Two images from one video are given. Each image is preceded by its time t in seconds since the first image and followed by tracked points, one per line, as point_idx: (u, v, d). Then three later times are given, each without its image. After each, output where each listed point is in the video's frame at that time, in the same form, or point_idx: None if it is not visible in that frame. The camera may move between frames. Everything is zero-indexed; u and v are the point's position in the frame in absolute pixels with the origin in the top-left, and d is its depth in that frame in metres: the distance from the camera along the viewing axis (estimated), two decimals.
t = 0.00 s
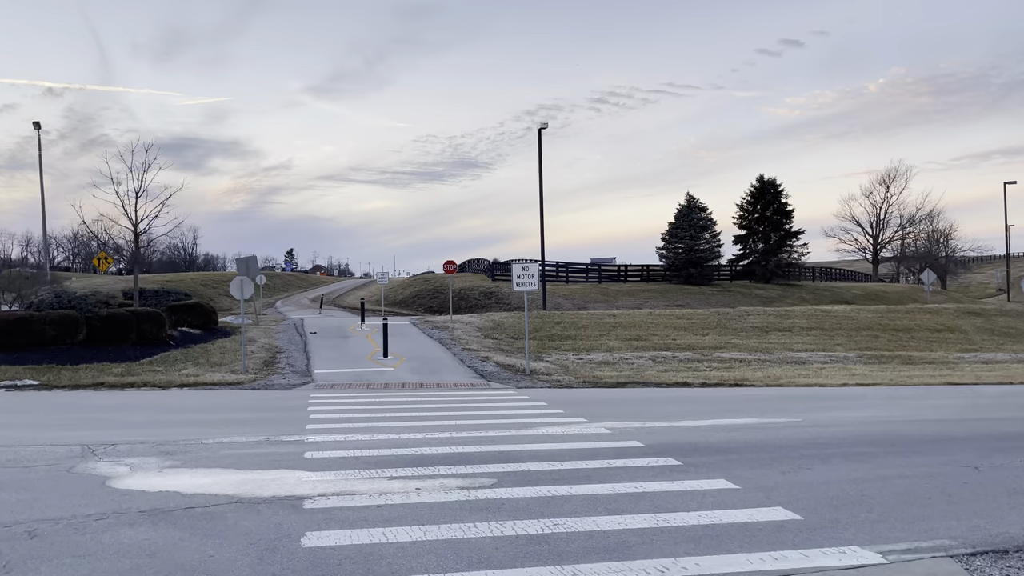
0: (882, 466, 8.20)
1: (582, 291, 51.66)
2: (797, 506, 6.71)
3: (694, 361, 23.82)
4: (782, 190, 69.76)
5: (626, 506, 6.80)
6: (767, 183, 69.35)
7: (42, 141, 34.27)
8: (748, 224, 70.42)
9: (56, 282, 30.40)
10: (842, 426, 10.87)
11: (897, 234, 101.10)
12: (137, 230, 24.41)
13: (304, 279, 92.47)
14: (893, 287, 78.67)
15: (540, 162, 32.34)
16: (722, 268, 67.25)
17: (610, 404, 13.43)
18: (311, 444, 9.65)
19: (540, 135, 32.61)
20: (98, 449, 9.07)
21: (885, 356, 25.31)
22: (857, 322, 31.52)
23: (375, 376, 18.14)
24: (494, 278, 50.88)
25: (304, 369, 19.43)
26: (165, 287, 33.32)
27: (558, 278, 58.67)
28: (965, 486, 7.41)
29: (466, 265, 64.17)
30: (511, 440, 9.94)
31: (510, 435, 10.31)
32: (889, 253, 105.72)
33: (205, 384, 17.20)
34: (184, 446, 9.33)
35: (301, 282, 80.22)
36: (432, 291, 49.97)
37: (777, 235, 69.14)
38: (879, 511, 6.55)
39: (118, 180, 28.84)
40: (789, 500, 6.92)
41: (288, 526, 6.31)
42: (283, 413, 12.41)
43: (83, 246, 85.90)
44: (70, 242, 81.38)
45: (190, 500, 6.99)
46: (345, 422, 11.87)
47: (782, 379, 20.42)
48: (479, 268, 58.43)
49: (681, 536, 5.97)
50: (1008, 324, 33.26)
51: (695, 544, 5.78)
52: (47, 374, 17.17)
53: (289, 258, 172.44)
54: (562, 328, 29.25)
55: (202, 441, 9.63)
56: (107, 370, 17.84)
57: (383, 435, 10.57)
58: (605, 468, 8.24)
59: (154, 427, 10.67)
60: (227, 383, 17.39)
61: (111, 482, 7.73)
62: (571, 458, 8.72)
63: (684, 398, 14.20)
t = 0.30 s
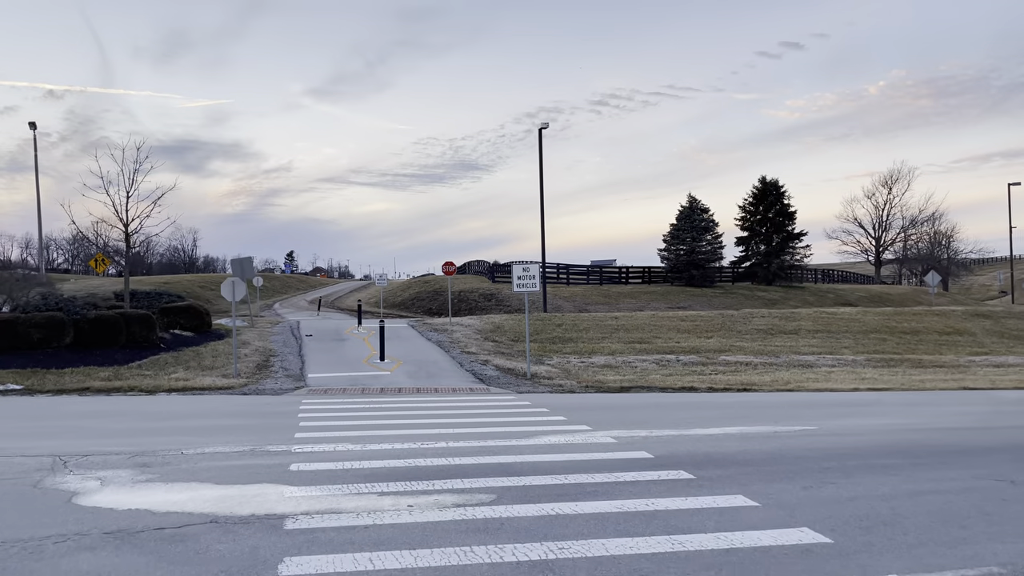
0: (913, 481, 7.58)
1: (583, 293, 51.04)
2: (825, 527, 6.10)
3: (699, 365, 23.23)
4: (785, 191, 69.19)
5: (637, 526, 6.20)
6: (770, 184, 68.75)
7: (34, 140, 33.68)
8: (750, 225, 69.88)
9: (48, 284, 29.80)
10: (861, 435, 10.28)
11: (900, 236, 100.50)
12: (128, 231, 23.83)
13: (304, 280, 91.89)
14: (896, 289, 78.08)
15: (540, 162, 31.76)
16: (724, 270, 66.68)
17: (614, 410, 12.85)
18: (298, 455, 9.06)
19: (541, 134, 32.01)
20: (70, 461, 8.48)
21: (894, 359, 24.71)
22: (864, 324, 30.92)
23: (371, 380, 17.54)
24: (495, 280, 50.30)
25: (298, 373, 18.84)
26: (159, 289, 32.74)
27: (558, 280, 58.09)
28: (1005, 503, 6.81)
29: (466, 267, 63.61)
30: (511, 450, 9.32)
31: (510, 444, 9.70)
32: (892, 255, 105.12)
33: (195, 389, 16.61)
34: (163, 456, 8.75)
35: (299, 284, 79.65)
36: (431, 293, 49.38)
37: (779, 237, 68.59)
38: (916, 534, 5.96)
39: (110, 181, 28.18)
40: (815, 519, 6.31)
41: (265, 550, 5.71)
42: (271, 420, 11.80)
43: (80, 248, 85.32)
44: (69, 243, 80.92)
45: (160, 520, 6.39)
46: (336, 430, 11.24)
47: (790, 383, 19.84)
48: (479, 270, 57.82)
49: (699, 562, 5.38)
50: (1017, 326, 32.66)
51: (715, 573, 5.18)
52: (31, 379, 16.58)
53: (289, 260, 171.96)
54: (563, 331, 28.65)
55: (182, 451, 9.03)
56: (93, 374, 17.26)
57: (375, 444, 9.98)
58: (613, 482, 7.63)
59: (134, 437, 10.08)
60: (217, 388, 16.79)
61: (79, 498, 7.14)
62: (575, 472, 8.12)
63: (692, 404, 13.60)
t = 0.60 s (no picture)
0: (947, 504, 7.02)
1: (585, 296, 50.47)
2: (860, 560, 5.53)
3: (705, 370, 22.65)
4: (787, 193, 68.62)
5: (651, 558, 5.62)
6: (773, 186, 68.13)
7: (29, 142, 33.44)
8: (753, 228, 69.31)
9: (39, 288, 29.28)
10: (883, 449, 9.70)
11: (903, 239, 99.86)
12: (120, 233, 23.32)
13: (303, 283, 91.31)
14: (900, 292, 77.48)
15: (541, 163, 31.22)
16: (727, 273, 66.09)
17: (619, 421, 12.27)
18: (285, 472, 8.47)
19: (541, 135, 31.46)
20: (39, 480, 7.90)
21: (904, 365, 24.10)
22: (872, 328, 30.32)
23: (367, 387, 16.95)
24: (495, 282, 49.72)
25: (292, 380, 18.26)
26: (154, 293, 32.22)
27: (559, 282, 57.53)
28: None
29: (466, 270, 63.04)
30: (513, 466, 8.73)
31: (512, 459, 9.11)
32: (895, 258, 104.47)
33: (185, 397, 15.99)
34: (139, 475, 8.17)
35: (299, 288, 78.93)
36: (431, 296, 48.75)
37: (782, 239, 68.02)
38: (963, 568, 5.37)
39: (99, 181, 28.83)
40: (848, 550, 5.74)
41: None
42: (260, 432, 11.21)
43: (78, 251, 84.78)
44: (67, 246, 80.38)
45: (127, 550, 5.81)
46: (328, 441, 10.67)
47: (800, 390, 19.25)
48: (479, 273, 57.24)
49: None
50: None
51: None
52: (15, 386, 16.03)
53: (289, 262, 171.42)
54: (565, 335, 28.06)
55: (161, 468, 8.46)
56: (80, 381, 16.68)
57: (367, 458, 9.39)
58: (623, 505, 7.04)
59: (112, 451, 9.51)
60: (207, 395, 16.20)
61: (43, 523, 6.58)
62: (582, 493, 7.53)
63: (701, 413, 13.01)
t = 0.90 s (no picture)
0: (990, 524, 6.45)
1: (587, 298, 49.86)
2: None
3: (712, 374, 22.05)
4: (791, 194, 68.02)
5: None
6: (776, 186, 67.52)
7: (25, 140, 32.87)
8: (756, 228, 68.74)
9: (30, 288, 28.61)
10: (909, 460, 9.13)
11: (905, 240, 99.28)
12: (113, 232, 22.69)
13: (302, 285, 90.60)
14: (903, 293, 76.89)
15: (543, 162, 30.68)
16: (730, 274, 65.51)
17: (627, 429, 11.67)
18: (273, 486, 7.89)
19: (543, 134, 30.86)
20: (6, 496, 7.31)
21: (916, 368, 23.52)
22: (880, 330, 29.75)
23: (365, 393, 16.35)
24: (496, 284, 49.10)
25: (287, 385, 17.65)
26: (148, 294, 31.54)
27: (561, 284, 56.92)
28: None
29: (467, 271, 62.35)
30: (517, 480, 8.13)
31: (515, 472, 8.51)
32: (897, 259, 103.87)
33: (175, 402, 15.35)
34: (115, 490, 7.58)
35: (298, 289, 78.42)
36: (431, 297, 48.15)
37: (785, 241, 67.45)
38: None
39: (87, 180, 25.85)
40: None
41: None
42: (249, 441, 10.61)
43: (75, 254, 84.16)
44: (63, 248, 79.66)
45: None
46: (320, 451, 10.06)
47: (811, 394, 18.65)
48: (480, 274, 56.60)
49: None
50: None
51: None
52: None
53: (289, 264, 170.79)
54: (568, 338, 27.46)
55: (139, 483, 7.86)
56: (67, 387, 16.07)
57: (361, 470, 8.79)
58: (639, 525, 6.46)
59: (88, 463, 8.90)
60: (198, 401, 15.56)
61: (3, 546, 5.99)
62: (592, 511, 6.93)
63: (712, 421, 12.40)
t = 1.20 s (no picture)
0: None
1: (588, 300, 49.27)
2: None
3: (719, 379, 21.46)
4: (794, 195, 67.43)
5: None
6: (780, 188, 66.85)
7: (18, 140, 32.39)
8: (759, 230, 68.18)
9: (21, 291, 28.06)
10: (939, 476, 8.54)
11: (909, 242, 98.61)
12: (105, 234, 22.16)
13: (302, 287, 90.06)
14: (908, 296, 76.26)
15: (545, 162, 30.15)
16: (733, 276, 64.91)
17: (635, 440, 11.07)
18: (255, 506, 7.30)
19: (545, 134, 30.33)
20: None
21: (928, 373, 22.91)
22: (889, 334, 29.14)
23: (360, 400, 15.76)
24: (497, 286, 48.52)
25: (280, 391, 17.06)
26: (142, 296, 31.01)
27: (562, 286, 56.34)
28: None
29: (467, 274, 61.76)
30: (520, 500, 7.54)
31: (518, 490, 7.91)
32: (901, 262, 103.20)
33: (163, 410, 14.72)
34: (84, 512, 6.98)
35: (297, 291, 77.91)
36: (431, 300, 47.56)
37: (789, 242, 66.87)
38: None
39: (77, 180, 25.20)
40: None
41: None
42: (236, 453, 10.04)
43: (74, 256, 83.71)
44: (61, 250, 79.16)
45: None
46: (310, 464, 9.46)
47: (823, 400, 18.06)
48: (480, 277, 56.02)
49: None
50: None
51: None
52: None
53: (289, 266, 170.28)
54: (570, 342, 26.87)
55: (111, 504, 7.30)
56: (52, 394, 15.49)
57: (352, 487, 8.19)
58: (655, 554, 5.86)
59: (61, 480, 8.31)
60: (187, 409, 14.96)
61: None
62: (603, 536, 6.33)
63: (724, 431, 11.80)
